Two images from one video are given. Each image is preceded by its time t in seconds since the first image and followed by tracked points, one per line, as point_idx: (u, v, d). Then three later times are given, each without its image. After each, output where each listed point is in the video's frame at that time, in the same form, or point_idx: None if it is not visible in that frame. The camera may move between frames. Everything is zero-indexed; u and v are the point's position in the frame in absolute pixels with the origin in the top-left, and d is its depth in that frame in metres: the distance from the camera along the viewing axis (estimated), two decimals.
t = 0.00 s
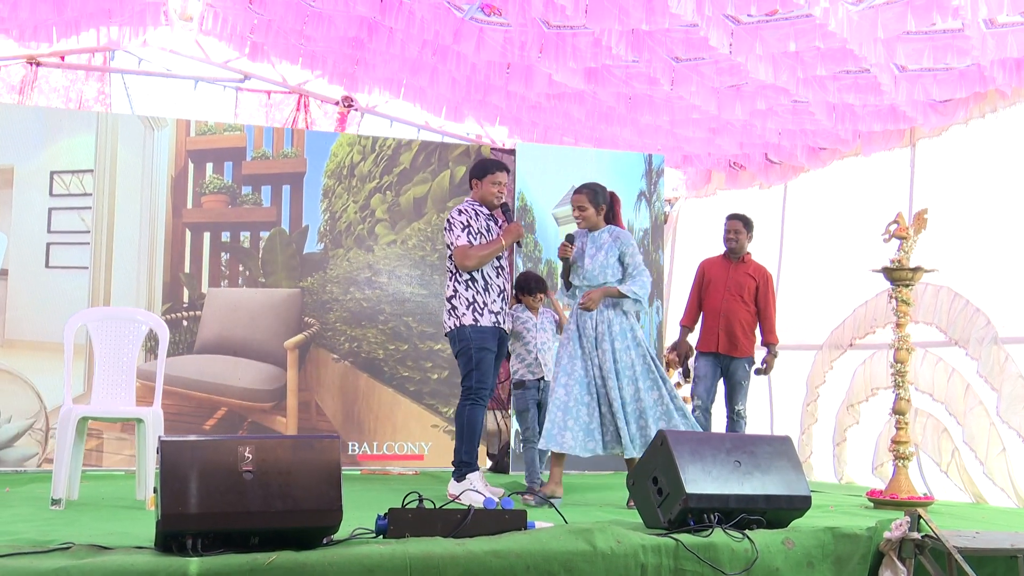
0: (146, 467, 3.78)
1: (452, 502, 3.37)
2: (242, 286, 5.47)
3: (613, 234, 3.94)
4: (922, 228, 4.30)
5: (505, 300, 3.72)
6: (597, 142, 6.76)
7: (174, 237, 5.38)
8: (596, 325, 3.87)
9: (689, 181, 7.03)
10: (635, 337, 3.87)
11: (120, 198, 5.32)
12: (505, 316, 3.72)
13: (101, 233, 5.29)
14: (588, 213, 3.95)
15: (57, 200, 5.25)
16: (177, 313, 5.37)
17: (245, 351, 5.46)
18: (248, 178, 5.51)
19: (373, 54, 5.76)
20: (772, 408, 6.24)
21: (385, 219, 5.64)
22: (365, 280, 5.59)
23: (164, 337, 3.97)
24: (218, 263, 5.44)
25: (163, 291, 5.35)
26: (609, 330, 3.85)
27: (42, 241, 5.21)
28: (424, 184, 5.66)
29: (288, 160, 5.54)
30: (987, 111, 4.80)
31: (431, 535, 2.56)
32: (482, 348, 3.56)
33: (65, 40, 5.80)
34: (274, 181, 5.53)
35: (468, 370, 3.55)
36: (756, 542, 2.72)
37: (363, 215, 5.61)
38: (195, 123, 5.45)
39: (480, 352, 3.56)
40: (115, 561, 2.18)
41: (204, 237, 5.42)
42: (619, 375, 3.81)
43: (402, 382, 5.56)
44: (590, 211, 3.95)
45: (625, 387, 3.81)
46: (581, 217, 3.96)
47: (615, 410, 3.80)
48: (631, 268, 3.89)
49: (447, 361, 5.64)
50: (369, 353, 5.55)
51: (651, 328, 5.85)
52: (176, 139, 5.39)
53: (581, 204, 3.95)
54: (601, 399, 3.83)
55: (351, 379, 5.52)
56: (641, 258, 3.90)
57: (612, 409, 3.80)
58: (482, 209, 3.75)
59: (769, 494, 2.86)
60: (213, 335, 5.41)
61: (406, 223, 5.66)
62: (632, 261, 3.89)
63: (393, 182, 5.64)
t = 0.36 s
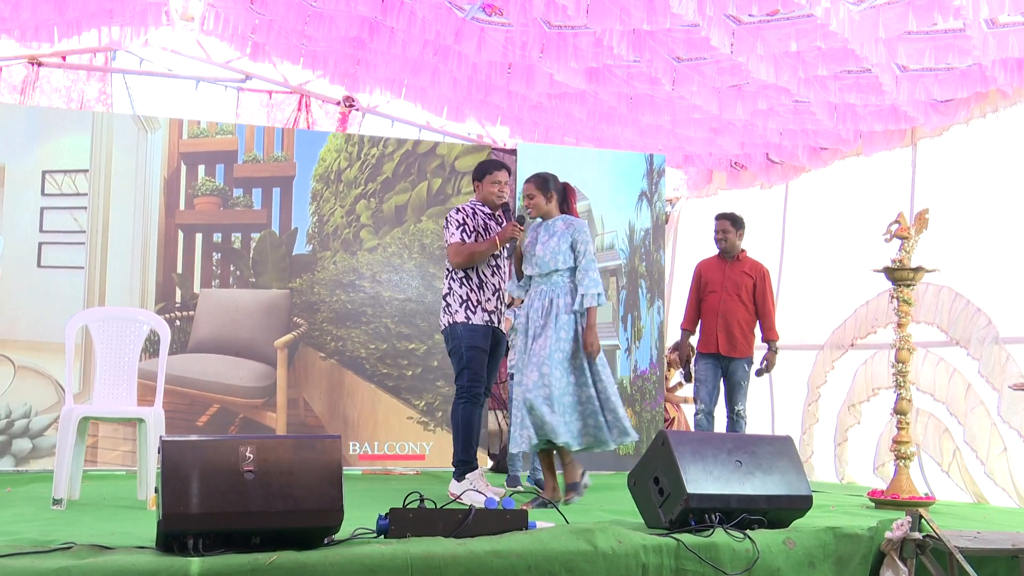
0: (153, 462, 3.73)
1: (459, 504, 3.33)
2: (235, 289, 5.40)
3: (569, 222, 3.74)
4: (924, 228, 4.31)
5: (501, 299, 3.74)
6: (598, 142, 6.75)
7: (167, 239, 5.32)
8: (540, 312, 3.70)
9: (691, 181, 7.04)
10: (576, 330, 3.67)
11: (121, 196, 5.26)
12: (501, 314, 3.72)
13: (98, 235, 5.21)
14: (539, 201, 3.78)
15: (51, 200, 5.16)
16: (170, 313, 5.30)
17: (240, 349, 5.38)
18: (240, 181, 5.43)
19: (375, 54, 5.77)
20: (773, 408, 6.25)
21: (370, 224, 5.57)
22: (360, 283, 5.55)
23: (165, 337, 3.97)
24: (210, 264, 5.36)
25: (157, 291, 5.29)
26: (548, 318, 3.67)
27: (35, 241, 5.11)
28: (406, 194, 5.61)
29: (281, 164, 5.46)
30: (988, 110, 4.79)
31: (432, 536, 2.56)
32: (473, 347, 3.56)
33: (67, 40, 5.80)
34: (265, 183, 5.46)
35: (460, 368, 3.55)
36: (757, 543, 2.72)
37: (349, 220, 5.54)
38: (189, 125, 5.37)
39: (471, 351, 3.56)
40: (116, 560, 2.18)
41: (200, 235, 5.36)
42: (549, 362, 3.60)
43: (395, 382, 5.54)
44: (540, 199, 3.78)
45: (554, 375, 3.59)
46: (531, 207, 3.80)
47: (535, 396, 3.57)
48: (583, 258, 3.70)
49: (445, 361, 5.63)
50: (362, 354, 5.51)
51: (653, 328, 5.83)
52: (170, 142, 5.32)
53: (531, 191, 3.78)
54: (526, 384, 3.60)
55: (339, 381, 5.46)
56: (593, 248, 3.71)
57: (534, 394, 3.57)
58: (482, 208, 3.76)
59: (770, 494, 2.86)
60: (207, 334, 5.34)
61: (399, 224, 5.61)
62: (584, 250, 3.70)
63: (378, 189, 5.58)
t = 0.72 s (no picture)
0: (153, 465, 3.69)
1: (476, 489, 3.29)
2: (223, 292, 5.37)
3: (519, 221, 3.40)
4: (924, 228, 4.31)
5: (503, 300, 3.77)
6: (599, 143, 6.75)
7: (161, 241, 5.30)
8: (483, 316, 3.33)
9: (692, 181, 7.05)
10: (522, 331, 3.30)
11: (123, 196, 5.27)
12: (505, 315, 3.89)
13: (97, 236, 5.21)
14: (492, 196, 3.42)
15: (45, 200, 5.13)
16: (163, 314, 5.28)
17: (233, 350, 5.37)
18: (230, 185, 5.42)
19: (375, 55, 5.76)
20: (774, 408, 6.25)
21: (351, 231, 5.55)
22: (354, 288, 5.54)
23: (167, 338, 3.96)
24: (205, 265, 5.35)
25: (152, 291, 5.27)
26: (492, 318, 3.30)
27: (28, 241, 5.10)
28: (382, 206, 5.59)
29: (268, 170, 5.45)
30: (989, 111, 4.78)
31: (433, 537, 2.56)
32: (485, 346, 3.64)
33: (68, 41, 5.80)
34: (254, 188, 5.45)
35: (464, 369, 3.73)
36: (758, 543, 2.72)
37: (333, 226, 5.53)
38: (181, 129, 5.36)
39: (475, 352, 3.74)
40: (118, 561, 2.18)
41: (198, 232, 5.34)
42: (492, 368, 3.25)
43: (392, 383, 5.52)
44: (495, 195, 3.42)
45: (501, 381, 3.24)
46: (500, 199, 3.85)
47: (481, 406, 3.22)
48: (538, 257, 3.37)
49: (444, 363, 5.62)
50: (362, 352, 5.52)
51: (655, 329, 5.84)
52: (161, 145, 5.32)
53: (483, 187, 3.41)
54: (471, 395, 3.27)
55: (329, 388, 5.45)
56: (547, 245, 3.38)
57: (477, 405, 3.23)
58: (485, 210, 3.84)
59: (771, 494, 2.86)
60: (204, 334, 5.33)
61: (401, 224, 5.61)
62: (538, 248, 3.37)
63: (359, 198, 5.56)
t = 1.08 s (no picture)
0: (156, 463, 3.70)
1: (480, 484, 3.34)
2: (213, 293, 5.35)
3: (454, 212, 3.30)
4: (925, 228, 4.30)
5: (507, 298, 3.72)
6: (600, 142, 6.74)
7: (154, 242, 5.29)
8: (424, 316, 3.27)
9: (693, 180, 7.04)
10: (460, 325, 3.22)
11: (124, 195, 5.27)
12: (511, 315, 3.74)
13: (97, 236, 5.22)
14: (436, 188, 3.34)
15: (37, 200, 5.14)
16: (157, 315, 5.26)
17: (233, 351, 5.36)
18: (222, 188, 5.39)
19: (376, 55, 5.77)
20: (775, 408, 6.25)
21: (333, 237, 5.53)
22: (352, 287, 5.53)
23: (169, 338, 3.97)
24: (204, 265, 5.35)
25: (145, 291, 5.25)
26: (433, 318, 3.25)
27: (22, 241, 5.10)
28: (360, 216, 5.57)
29: (258, 174, 5.44)
30: (991, 111, 4.78)
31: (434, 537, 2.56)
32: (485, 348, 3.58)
33: (69, 41, 5.80)
34: (244, 192, 5.43)
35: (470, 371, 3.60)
36: (759, 543, 2.72)
37: (317, 232, 5.50)
38: (173, 133, 5.35)
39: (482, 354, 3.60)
40: (118, 561, 2.18)
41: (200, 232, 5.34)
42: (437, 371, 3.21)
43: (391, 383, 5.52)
44: (437, 187, 3.34)
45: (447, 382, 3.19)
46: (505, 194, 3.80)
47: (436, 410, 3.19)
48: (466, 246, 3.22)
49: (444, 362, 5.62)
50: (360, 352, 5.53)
51: (655, 328, 5.83)
52: (155, 149, 5.31)
53: (428, 177, 3.34)
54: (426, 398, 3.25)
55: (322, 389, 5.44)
56: (479, 237, 3.23)
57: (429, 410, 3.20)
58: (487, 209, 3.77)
59: (773, 494, 2.86)
60: (203, 334, 5.33)
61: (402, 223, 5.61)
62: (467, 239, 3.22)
63: (341, 207, 5.55)
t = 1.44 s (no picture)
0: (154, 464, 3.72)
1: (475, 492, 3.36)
2: (209, 293, 5.35)
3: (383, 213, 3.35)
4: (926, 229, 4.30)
5: (508, 298, 3.69)
6: (601, 143, 6.75)
7: (147, 243, 5.27)
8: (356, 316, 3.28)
9: (694, 181, 7.03)
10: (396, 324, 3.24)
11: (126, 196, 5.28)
12: (508, 314, 3.69)
13: (96, 236, 5.21)
14: (364, 184, 3.40)
15: (31, 200, 5.11)
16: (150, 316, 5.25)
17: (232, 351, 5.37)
18: (213, 192, 5.40)
19: (377, 55, 5.77)
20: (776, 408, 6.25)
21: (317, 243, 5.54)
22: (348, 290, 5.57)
23: (169, 338, 3.97)
24: (203, 266, 5.35)
25: (139, 291, 5.24)
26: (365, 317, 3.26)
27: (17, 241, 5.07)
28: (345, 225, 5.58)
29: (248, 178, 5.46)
30: (991, 111, 4.78)
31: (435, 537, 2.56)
32: (477, 347, 3.56)
33: (70, 41, 5.80)
34: (235, 195, 5.44)
35: (465, 369, 3.56)
36: (760, 544, 2.72)
37: (304, 237, 5.52)
38: (167, 136, 5.35)
39: (475, 353, 3.56)
40: (119, 561, 2.18)
41: (200, 233, 5.36)
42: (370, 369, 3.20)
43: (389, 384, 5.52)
44: (365, 184, 3.40)
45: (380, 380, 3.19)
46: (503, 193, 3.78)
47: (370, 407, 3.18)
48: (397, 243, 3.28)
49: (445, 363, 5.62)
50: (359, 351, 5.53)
51: (655, 329, 5.83)
52: (148, 153, 5.29)
53: (354, 175, 3.40)
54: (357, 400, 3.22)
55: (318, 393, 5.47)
56: (406, 232, 3.29)
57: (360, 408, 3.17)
58: (486, 208, 3.73)
59: (773, 494, 2.86)
60: (202, 334, 5.33)
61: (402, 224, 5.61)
62: (394, 235, 3.28)
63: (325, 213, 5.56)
